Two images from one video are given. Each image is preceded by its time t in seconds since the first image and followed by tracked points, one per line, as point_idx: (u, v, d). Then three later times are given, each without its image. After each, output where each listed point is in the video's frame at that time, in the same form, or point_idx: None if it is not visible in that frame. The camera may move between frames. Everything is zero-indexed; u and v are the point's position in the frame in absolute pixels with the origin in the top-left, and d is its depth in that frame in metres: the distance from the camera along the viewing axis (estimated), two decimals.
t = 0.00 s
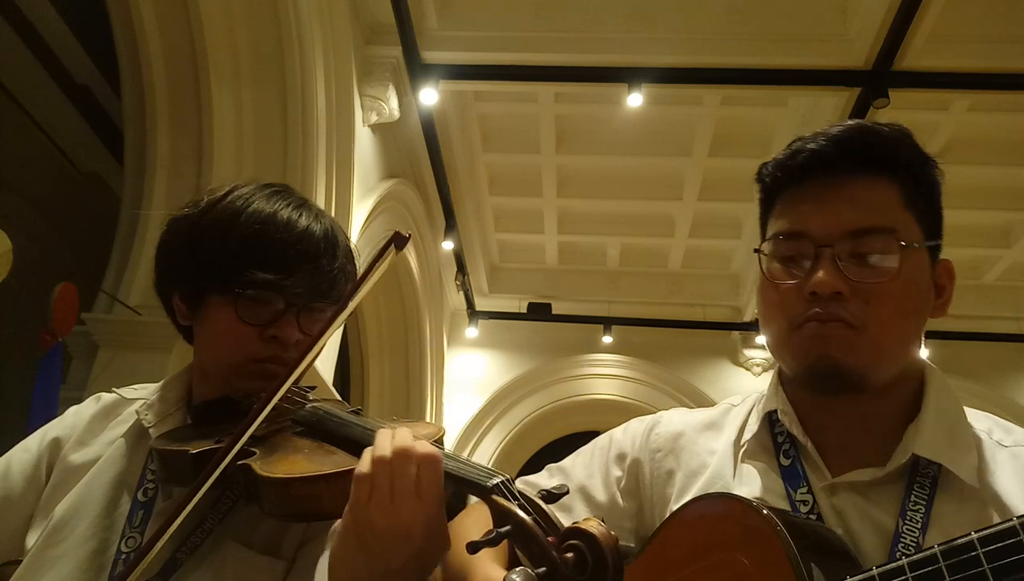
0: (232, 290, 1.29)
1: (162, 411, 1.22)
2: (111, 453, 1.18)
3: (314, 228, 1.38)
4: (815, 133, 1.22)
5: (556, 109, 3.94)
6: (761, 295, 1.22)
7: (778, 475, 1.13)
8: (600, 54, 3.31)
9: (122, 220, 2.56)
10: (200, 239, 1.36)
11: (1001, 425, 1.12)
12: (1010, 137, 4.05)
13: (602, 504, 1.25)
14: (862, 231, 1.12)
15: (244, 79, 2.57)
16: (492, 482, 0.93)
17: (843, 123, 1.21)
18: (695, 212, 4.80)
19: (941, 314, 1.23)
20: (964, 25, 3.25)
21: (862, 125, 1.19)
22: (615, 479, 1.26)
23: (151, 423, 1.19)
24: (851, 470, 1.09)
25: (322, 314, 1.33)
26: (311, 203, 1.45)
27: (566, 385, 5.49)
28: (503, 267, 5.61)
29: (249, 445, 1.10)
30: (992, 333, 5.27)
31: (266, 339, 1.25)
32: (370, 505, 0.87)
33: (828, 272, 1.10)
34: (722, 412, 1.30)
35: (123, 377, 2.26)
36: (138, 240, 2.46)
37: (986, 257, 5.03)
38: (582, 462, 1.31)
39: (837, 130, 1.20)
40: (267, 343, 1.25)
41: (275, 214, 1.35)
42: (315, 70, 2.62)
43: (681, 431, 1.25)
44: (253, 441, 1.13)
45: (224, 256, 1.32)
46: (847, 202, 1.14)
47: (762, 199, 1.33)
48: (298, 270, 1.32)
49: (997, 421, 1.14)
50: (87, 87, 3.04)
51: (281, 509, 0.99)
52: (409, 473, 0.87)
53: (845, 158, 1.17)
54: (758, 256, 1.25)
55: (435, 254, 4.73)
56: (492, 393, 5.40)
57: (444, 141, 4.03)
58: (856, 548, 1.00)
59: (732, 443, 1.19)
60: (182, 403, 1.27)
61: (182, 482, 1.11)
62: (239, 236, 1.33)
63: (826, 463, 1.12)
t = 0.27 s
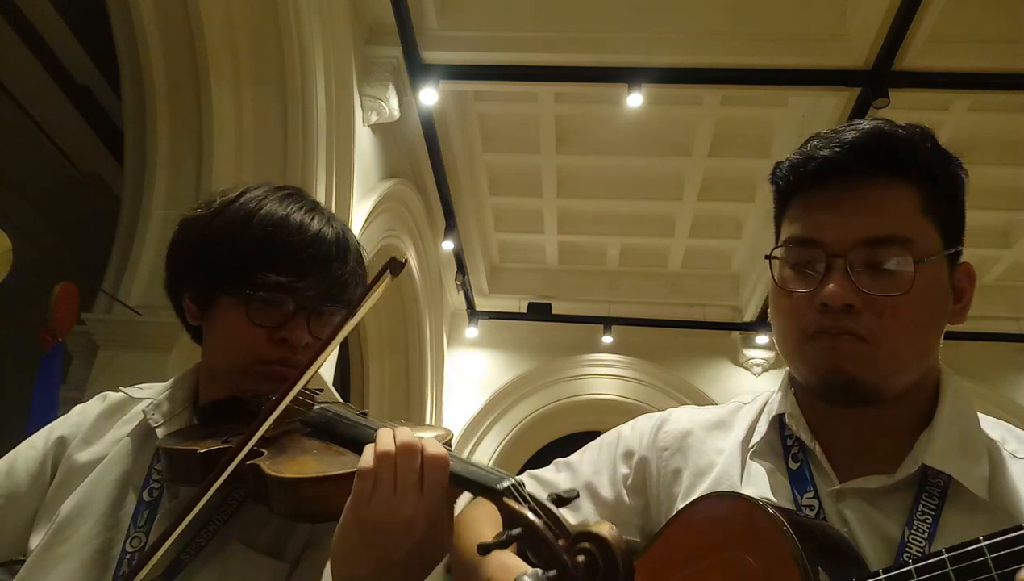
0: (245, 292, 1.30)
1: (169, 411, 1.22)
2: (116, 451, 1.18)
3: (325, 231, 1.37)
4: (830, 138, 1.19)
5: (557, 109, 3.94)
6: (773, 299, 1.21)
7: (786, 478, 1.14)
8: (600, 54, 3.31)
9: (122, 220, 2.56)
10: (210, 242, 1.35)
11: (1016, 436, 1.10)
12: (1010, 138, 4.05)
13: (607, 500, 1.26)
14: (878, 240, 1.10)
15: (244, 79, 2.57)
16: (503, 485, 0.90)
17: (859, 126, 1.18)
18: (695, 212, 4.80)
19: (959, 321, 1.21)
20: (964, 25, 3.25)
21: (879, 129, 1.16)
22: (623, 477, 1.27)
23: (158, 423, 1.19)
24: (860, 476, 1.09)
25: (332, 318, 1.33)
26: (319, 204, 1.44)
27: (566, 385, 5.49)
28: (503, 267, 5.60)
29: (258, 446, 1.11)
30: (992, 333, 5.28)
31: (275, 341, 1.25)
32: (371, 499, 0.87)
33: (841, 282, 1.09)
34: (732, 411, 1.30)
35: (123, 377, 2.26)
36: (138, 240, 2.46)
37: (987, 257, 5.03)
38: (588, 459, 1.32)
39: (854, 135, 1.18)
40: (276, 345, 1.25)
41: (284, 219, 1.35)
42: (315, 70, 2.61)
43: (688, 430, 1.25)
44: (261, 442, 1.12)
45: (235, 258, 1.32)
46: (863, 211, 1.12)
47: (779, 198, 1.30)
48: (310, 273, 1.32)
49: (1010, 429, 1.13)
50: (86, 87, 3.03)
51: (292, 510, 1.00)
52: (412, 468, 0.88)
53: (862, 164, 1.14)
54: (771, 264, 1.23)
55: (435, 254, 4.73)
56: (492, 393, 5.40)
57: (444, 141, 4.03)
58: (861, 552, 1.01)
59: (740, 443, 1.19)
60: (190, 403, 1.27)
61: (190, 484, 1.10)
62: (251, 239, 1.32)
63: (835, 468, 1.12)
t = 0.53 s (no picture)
0: (241, 297, 1.29)
1: (168, 415, 1.22)
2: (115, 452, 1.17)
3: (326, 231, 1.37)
4: (822, 136, 1.21)
5: (557, 109, 3.94)
6: (775, 298, 1.22)
7: (792, 474, 1.13)
8: (600, 54, 3.31)
9: (123, 220, 2.56)
10: (208, 245, 1.35)
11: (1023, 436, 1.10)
12: (1010, 137, 4.05)
13: (610, 493, 1.24)
14: (872, 232, 1.11)
15: (244, 79, 2.57)
16: (505, 538, 0.90)
17: (851, 123, 1.20)
18: (695, 212, 4.80)
19: (964, 313, 1.20)
20: (964, 25, 3.25)
21: (870, 125, 1.18)
22: (627, 472, 1.26)
23: (156, 426, 1.19)
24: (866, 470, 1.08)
25: (331, 324, 1.34)
26: (323, 205, 1.45)
27: (566, 385, 5.49)
28: (503, 267, 5.60)
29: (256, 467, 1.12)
30: (993, 333, 5.27)
31: (273, 347, 1.25)
32: (374, 542, 0.86)
33: (835, 274, 1.10)
34: (737, 407, 1.30)
35: (123, 378, 2.26)
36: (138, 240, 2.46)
37: (987, 257, 5.04)
38: (592, 456, 1.31)
39: (845, 131, 1.19)
40: (274, 351, 1.25)
41: (286, 218, 1.35)
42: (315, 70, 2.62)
43: (695, 426, 1.25)
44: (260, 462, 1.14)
45: (234, 261, 1.31)
46: (856, 205, 1.13)
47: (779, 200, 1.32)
48: (310, 276, 1.32)
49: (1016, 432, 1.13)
50: (87, 87, 2.97)
51: (291, 541, 1.04)
52: (418, 513, 0.87)
53: (854, 159, 1.15)
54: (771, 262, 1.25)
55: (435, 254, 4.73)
56: (492, 393, 5.40)
57: (444, 141, 4.03)
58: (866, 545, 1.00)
59: (748, 439, 1.19)
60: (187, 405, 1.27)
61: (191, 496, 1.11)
62: (250, 241, 1.32)
63: (841, 462, 1.11)
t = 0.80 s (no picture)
0: (250, 307, 1.22)
1: (170, 418, 1.19)
2: (115, 453, 1.17)
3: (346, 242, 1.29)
4: (810, 135, 1.19)
5: (557, 109, 3.93)
6: (763, 298, 1.19)
7: (783, 472, 1.11)
8: (599, 54, 3.31)
9: (123, 220, 2.56)
10: (222, 246, 1.26)
11: (1005, 424, 1.08)
12: (1011, 137, 4.05)
13: (606, 492, 1.28)
14: (868, 230, 1.09)
15: (244, 79, 2.57)
16: None
17: (835, 124, 1.18)
18: (695, 212, 4.80)
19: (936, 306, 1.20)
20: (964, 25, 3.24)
21: (854, 125, 1.17)
22: (621, 471, 1.28)
23: (157, 428, 1.18)
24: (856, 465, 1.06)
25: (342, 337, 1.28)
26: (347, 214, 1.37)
27: (566, 385, 5.48)
28: (503, 267, 5.61)
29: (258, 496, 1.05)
30: (993, 333, 5.27)
31: (281, 360, 1.21)
32: None
33: (835, 273, 1.08)
34: (730, 408, 1.28)
35: (123, 378, 2.26)
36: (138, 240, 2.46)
37: (987, 257, 5.03)
38: (586, 456, 1.33)
39: (832, 131, 1.17)
40: (282, 363, 1.21)
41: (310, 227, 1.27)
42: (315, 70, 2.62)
43: (684, 425, 1.24)
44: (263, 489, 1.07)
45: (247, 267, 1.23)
46: (849, 202, 1.11)
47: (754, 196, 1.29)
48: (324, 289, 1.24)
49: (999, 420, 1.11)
50: (86, 87, 3.00)
51: None
52: None
53: (845, 158, 1.14)
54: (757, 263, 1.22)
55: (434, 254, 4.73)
56: (492, 393, 5.41)
57: (444, 141, 4.04)
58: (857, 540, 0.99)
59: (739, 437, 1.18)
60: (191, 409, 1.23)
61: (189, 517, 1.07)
62: (267, 248, 1.24)
63: (830, 459, 1.09)
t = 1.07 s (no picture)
0: (233, 315, 1.06)
1: (163, 421, 1.11)
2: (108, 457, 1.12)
3: (338, 243, 1.09)
4: (785, 159, 1.16)
5: (556, 109, 3.94)
6: (750, 323, 1.16)
7: (774, 480, 1.11)
8: (600, 55, 3.31)
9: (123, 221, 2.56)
10: (209, 247, 1.10)
11: (985, 420, 1.07)
12: (1011, 137, 4.04)
13: (597, 504, 1.21)
14: (857, 243, 1.07)
15: (244, 80, 2.57)
16: None
17: (808, 145, 1.16)
18: (695, 212, 4.80)
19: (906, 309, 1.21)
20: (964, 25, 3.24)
21: (824, 144, 1.16)
22: (613, 484, 1.23)
23: (150, 432, 1.10)
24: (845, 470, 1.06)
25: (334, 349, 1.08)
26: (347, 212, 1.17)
27: (566, 385, 5.48)
28: (503, 267, 5.61)
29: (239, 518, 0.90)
30: (993, 333, 5.27)
31: (267, 370, 1.04)
32: None
33: (830, 293, 1.05)
34: (717, 416, 1.28)
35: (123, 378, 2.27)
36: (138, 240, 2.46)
37: (987, 257, 5.03)
38: (576, 468, 1.28)
39: (806, 153, 1.15)
40: (268, 374, 1.05)
41: (301, 225, 1.08)
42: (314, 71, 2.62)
43: (676, 436, 1.24)
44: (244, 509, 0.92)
45: (234, 267, 1.07)
46: (832, 220, 1.09)
47: (720, 223, 1.26)
48: (314, 296, 1.04)
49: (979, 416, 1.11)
50: (86, 87, 2.92)
51: None
52: None
53: (823, 178, 1.12)
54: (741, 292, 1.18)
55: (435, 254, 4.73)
56: (492, 393, 5.41)
57: (444, 141, 4.04)
58: (848, 542, 0.99)
59: (729, 445, 1.17)
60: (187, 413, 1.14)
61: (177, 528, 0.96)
62: (255, 246, 1.06)
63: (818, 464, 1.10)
